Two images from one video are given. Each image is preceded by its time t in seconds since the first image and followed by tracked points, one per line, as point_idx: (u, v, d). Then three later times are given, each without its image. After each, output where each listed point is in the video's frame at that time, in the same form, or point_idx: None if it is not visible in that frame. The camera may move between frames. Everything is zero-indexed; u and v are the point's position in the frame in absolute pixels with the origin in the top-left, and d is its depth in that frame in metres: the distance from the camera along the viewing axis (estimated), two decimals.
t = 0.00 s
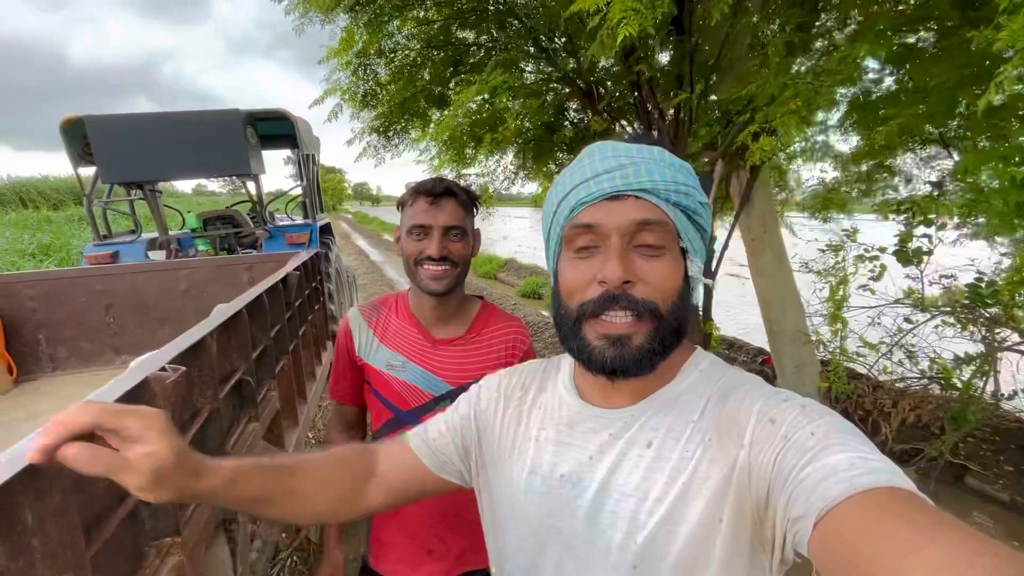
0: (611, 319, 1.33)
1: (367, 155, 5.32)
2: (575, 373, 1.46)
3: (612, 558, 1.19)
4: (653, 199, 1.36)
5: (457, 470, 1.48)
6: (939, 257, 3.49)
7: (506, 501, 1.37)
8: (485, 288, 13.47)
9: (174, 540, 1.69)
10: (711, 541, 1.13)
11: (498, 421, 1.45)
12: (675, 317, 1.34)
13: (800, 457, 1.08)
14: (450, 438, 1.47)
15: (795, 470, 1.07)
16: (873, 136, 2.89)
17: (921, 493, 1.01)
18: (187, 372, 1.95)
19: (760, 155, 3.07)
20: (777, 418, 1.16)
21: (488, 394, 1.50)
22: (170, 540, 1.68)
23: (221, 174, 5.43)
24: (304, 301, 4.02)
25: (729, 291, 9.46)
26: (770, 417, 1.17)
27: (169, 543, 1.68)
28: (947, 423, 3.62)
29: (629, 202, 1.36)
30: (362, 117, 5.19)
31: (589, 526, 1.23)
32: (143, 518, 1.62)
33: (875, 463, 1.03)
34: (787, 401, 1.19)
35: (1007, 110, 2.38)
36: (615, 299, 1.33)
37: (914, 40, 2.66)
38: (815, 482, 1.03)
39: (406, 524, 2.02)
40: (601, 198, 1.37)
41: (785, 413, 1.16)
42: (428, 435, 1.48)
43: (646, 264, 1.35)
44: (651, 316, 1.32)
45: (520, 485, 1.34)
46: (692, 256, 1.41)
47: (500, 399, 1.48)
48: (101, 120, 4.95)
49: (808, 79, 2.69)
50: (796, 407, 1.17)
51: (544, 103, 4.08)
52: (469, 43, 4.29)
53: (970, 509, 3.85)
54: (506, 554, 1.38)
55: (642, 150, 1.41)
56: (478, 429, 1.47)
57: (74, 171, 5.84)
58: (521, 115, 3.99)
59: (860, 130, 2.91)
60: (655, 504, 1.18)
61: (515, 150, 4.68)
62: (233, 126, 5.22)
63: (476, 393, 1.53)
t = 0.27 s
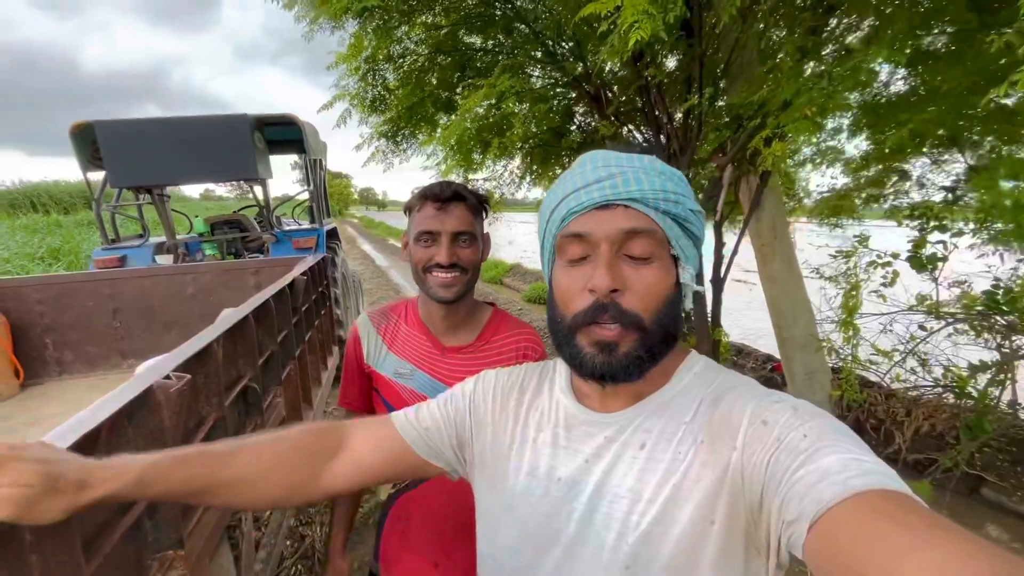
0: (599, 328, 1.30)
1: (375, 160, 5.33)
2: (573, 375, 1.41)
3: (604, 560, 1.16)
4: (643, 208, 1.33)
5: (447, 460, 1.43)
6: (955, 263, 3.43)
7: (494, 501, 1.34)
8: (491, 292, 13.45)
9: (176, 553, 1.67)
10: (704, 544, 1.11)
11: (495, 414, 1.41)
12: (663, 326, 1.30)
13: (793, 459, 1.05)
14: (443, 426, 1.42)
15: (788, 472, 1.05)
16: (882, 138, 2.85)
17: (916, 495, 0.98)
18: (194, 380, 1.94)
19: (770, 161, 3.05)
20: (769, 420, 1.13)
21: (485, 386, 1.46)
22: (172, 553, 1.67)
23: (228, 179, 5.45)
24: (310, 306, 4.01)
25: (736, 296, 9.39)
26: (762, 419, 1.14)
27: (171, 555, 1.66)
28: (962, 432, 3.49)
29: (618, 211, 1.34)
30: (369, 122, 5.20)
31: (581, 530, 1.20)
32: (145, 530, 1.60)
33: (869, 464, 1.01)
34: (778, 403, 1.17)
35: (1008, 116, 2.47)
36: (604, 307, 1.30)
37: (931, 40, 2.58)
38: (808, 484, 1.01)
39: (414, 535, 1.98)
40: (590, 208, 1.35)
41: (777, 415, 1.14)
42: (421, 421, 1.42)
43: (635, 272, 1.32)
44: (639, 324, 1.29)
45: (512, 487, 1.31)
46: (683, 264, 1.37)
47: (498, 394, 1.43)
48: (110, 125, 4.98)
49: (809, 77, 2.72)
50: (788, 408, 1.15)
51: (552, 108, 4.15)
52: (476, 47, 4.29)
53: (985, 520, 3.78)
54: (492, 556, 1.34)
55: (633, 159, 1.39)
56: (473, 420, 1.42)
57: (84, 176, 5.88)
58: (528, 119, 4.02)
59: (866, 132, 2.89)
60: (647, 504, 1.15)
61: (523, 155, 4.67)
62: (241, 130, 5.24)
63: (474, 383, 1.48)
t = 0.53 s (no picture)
0: (601, 330, 1.31)
1: (376, 161, 5.35)
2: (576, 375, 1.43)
3: (607, 559, 1.18)
4: (647, 209, 1.33)
5: (451, 459, 1.44)
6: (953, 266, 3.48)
7: (499, 500, 1.36)
8: (490, 295, 13.47)
9: (176, 545, 1.69)
10: (707, 544, 1.11)
11: (500, 412, 1.42)
12: (664, 327, 1.31)
13: (798, 460, 1.06)
14: (448, 425, 1.43)
15: (793, 472, 1.05)
16: (880, 139, 2.87)
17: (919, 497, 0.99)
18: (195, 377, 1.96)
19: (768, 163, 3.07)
20: (773, 421, 1.14)
21: (491, 384, 1.48)
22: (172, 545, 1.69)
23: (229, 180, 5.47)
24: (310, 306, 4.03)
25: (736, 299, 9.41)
26: (767, 419, 1.15)
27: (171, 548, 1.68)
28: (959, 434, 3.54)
29: (621, 213, 1.34)
30: (370, 124, 5.22)
31: (583, 528, 1.21)
32: (146, 522, 1.63)
33: (874, 466, 1.02)
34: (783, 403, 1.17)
35: (1007, 116, 2.45)
36: (604, 310, 1.31)
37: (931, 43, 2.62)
38: (813, 485, 1.01)
39: (412, 537, 2.00)
40: (593, 209, 1.35)
41: (782, 416, 1.14)
42: (426, 420, 1.43)
43: (636, 274, 1.32)
44: (639, 327, 1.30)
45: (516, 485, 1.33)
46: (687, 265, 1.37)
47: (502, 392, 1.45)
48: (112, 127, 5.00)
49: (807, 80, 2.73)
50: (792, 409, 1.16)
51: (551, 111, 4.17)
52: (476, 50, 4.31)
53: (984, 521, 3.78)
54: (497, 554, 1.36)
55: (638, 159, 1.38)
56: (478, 418, 1.43)
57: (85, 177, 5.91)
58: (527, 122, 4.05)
59: (865, 133, 2.91)
60: (649, 503, 1.16)
61: (523, 157, 4.69)
62: (242, 132, 5.25)
63: (480, 382, 1.50)
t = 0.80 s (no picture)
0: (621, 344, 1.31)
1: (375, 161, 5.36)
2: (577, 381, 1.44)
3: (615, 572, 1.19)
4: (681, 224, 1.33)
5: (453, 464, 1.46)
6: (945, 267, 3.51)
7: (504, 511, 1.37)
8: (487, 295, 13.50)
9: (174, 538, 1.73)
10: (715, 556, 1.14)
11: (499, 418, 1.43)
12: (684, 345, 1.32)
13: (802, 472, 1.08)
14: (449, 431, 1.44)
15: (797, 484, 1.08)
16: (875, 142, 2.90)
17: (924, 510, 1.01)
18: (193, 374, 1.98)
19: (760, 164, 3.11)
20: (778, 431, 1.16)
21: (490, 389, 1.48)
22: (170, 538, 1.72)
23: (228, 181, 5.49)
24: (307, 306, 4.06)
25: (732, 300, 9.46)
26: (771, 430, 1.17)
27: (169, 540, 1.71)
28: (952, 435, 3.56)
29: (655, 225, 1.33)
30: (369, 125, 5.25)
31: (590, 541, 1.23)
32: (145, 514, 1.66)
33: (879, 478, 1.04)
34: (788, 414, 1.20)
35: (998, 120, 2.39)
36: (628, 324, 1.31)
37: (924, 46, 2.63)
38: (817, 497, 1.03)
39: (407, 533, 2.02)
40: (626, 217, 1.34)
41: (787, 427, 1.16)
42: (424, 424, 1.44)
43: (663, 289, 1.32)
44: (660, 342, 1.30)
45: (520, 494, 1.34)
46: (708, 285, 1.37)
47: (503, 396, 1.46)
48: (112, 126, 5.01)
49: (801, 85, 2.74)
50: (798, 419, 1.18)
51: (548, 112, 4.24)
52: (473, 52, 4.33)
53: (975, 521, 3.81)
54: (501, 563, 1.37)
55: (679, 173, 1.38)
56: (477, 424, 1.44)
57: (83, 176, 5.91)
58: (524, 123, 4.09)
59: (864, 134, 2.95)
60: (656, 517, 1.18)
61: (519, 158, 4.72)
62: (241, 133, 5.28)
63: (477, 385, 1.51)
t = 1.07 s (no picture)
0: (626, 332, 1.30)
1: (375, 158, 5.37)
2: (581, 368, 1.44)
3: (621, 559, 1.20)
4: (681, 205, 1.32)
5: (454, 449, 1.47)
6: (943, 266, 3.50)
7: (509, 497, 1.38)
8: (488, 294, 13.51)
9: (173, 519, 1.75)
10: (722, 543, 1.15)
11: (499, 403, 1.43)
12: (688, 327, 1.32)
13: (811, 458, 1.07)
14: (450, 416, 1.44)
15: (805, 471, 1.07)
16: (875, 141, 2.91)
17: (932, 494, 1.01)
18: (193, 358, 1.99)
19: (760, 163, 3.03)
20: (785, 418, 1.16)
21: (491, 374, 1.47)
22: (169, 519, 1.74)
23: (229, 175, 5.49)
24: (307, 299, 4.07)
25: (731, 300, 9.48)
26: (778, 417, 1.16)
27: (168, 521, 1.73)
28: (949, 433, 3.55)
29: (656, 207, 1.32)
30: (369, 121, 5.27)
31: (596, 529, 1.24)
32: (144, 495, 1.68)
33: (888, 464, 1.03)
34: (795, 400, 1.19)
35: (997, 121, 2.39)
36: (633, 310, 1.30)
37: (919, 48, 2.68)
38: (825, 484, 1.03)
39: (405, 526, 2.03)
40: (626, 200, 1.32)
41: (794, 413, 1.16)
42: (425, 408, 1.43)
43: (665, 272, 1.32)
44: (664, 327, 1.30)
45: (527, 481, 1.35)
46: (710, 265, 1.37)
47: (504, 382, 1.45)
48: (114, 121, 5.03)
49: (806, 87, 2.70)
50: (806, 406, 1.17)
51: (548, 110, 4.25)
52: (474, 50, 4.35)
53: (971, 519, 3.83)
54: (509, 548, 1.39)
55: (676, 151, 1.36)
56: (478, 409, 1.44)
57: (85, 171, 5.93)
58: (525, 121, 4.11)
59: (868, 136, 3.01)
60: (663, 505, 1.19)
61: (519, 156, 4.74)
62: (243, 128, 5.29)
63: (476, 369, 1.50)
